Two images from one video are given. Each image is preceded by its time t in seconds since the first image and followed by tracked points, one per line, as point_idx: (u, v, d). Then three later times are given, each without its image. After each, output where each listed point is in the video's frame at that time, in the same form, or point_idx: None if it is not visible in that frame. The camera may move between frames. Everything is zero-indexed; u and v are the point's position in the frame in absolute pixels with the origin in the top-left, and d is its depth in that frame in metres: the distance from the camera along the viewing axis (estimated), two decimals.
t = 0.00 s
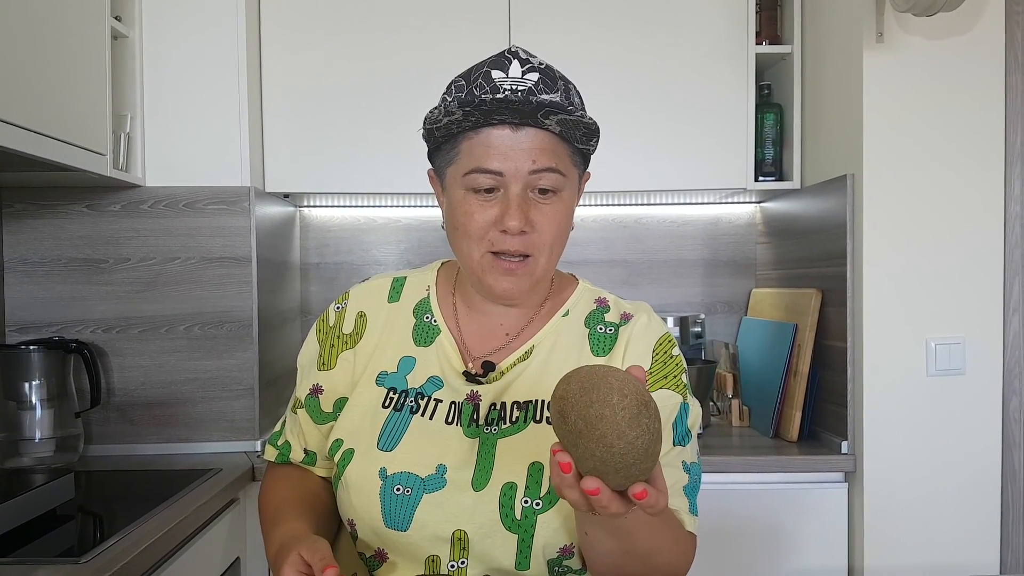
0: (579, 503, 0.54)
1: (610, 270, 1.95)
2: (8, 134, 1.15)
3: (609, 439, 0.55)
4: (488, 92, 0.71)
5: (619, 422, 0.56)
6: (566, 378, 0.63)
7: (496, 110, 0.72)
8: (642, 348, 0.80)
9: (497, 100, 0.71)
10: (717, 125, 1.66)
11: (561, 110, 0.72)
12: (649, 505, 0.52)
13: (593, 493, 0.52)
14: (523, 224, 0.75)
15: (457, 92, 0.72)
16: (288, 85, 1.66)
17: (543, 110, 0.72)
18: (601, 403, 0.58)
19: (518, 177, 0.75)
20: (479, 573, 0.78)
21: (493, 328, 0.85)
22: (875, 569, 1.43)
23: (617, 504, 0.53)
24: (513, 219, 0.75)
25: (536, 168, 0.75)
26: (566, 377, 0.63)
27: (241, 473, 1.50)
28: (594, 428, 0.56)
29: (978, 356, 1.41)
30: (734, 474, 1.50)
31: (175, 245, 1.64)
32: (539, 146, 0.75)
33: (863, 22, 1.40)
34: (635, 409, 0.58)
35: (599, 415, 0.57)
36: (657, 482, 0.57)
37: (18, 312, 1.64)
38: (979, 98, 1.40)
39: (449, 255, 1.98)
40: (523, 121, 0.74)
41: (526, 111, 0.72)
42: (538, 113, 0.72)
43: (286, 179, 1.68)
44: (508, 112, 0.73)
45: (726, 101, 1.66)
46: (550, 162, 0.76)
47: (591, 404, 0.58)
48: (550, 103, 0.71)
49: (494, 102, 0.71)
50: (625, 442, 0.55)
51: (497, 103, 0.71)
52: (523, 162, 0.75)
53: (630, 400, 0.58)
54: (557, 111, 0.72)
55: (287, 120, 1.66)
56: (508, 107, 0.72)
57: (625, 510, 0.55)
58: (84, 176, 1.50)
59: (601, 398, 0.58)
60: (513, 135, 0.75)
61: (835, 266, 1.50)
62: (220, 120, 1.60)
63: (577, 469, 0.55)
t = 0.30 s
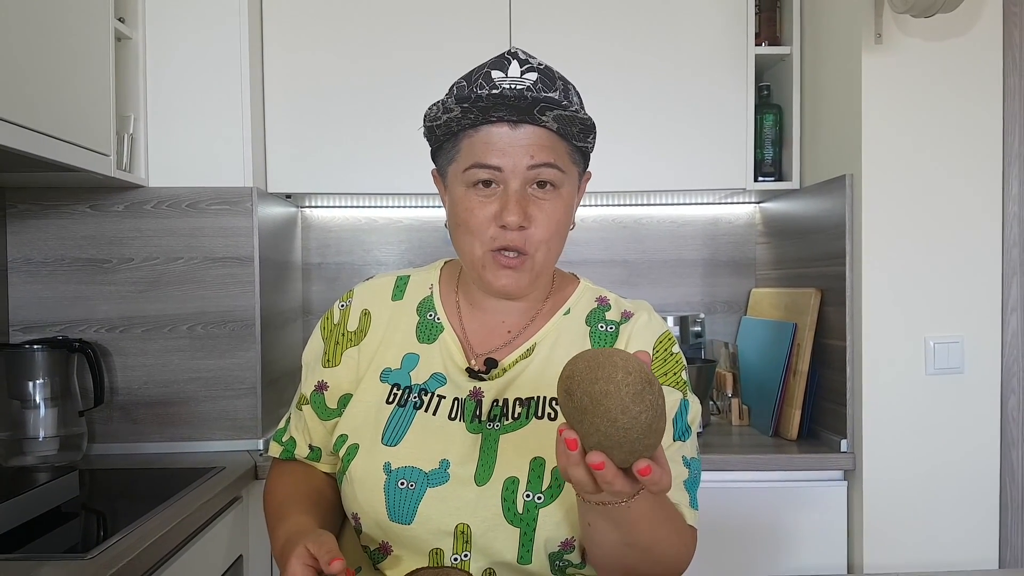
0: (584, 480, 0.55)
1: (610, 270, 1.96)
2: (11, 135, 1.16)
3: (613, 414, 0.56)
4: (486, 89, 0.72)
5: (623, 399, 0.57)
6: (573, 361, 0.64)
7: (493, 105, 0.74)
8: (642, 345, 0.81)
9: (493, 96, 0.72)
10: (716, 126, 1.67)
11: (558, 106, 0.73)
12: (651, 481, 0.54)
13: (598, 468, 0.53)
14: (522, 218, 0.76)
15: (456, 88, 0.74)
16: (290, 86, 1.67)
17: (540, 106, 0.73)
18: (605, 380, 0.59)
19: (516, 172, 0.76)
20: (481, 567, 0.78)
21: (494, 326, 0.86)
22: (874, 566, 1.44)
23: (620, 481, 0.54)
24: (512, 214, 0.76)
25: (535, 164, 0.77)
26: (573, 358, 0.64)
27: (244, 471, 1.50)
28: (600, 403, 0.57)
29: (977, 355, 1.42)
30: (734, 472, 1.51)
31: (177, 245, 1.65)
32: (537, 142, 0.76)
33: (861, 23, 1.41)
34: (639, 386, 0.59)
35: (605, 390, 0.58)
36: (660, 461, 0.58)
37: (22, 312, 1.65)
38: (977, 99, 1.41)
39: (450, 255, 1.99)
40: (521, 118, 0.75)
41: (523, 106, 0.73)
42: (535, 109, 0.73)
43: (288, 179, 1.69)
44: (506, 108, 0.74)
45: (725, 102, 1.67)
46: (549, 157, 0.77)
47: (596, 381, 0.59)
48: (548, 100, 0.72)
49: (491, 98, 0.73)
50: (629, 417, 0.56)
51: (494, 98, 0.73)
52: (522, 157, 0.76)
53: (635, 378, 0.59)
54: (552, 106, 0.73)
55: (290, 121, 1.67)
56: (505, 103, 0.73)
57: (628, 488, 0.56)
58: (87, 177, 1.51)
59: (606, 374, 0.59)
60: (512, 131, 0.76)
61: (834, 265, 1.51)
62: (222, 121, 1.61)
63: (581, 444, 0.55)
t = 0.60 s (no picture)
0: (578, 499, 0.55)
1: (610, 269, 1.97)
2: (11, 132, 1.17)
3: (595, 436, 0.56)
4: (489, 86, 0.73)
5: (603, 420, 0.57)
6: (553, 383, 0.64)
7: (497, 102, 0.74)
8: (637, 339, 0.81)
9: (499, 93, 0.73)
10: (715, 124, 1.68)
11: (561, 101, 0.74)
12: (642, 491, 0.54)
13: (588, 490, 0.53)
14: (525, 215, 0.77)
15: (458, 86, 0.74)
16: (290, 85, 1.68)
17: (544, 102, 0.74)
18: (584, 401, 0.58)
19: (518, 169, 0.77)
20: (479, 558, 0.79)
21: (494, 321, 0.86)
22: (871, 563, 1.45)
23: (614, 497, 0.54)
24: (515, 210, 0.76)
25: (536, 160, 0.77)
26: (553, 379, 0.64)
27: (243, 469, 1.51)
28: (581, 427, 0.57)
29: (974, 352, 1.43)
30: (732, 469, 1.51)
31: (178, 243, 1.65)
32: (538, 138, 0.77)
33: (859, 21, 1.42)
34: (618, 402, 0.58)
35: (585, 414, 0.58)
36: (652, 470, 0.58)
37: (24, 310, 1.66)
38: (975, 97, 1.42)
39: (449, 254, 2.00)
40: (523, 114, 0.75)
41: (527, 102, 0.74)
42: (539, 105, 0.74)
43: (288, 178, 1.69)
44: (509, 105, 0.74)
45: (723, 101, 1.67)
46: (549, 153, 0.77)
47: (575, 404, 0.59)
48: (551, 95, 0.74)
49: (496, 95, 0.74)
50: (612, 435, 0.56)
51: (500, 95, 0.73)
52: (523, 154, 0.77)
53: (612, 396, 0.59)
54: (556, 101, 0.74)
55: (290, 120, 1.68)
56: (510, 99, 0.74)
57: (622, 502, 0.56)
58: (88, 175, 1.51)
59: (583, 397, 0.59)
60: (513, 128, 0.76)
61: (832, 263, 1.52)
62: (222, 120, 1.61)
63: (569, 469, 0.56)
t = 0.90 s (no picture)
0: (574, 462, 0.57)
1: (606, 268, 1.97)
2: (10, 131, 1.17)
3: (595, 395, 0.58)
4: (468, 82, 0.74)
5: (603, 382, 0.58)
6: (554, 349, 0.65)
7: (479, 98, 0.75)
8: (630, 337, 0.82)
9: (478, 88, 0.74)
10: (711, 124, 1.69)
11: (542, 96, 0.75)
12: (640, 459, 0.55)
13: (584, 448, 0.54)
14: (511, 209, 0.77)
15: (441, 83, 0.75)
16: (288, 85, 1.68)
17: (526, 97, 0.74)
18: (587, 364, 0.60)
19: (503, 164, 0.78)
20: (472, 551, 0.80)
21: (485, 315, 0.87)
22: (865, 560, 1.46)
23: (609, 462, 0.55)
24: (501, 205, 0.77)
25: (521, 155, 0.78)
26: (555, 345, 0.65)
27: (241, 467, 1.52)
28: (581, 386, 0.58)
29: (967, 351, 1.44)
30: (727, 467, 1.52)
31: (175, 242, 1.66)
32: (522, 134, 0.78)
33: (853, 22, 1.42)
34: (618, 366, 0.60)
35: (586, 376, 0.59)
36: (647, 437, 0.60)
37: (22, 309, 1.66)
38: (968, 97, 1.42)
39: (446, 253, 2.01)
40: (506, 109, 0.76)
41: (508, 97, 0.75)
42: (520, 100, 0.75)
43: (285, 177, 1.70)
44: (490, 101, 0.75)
45: (719, 101, 1.68)
46: (534, 148, 0.78)
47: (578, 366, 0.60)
48: (533, 90, 0.74)
49: (474, 91, 0.74)
50: (612, 396, 0.57)
51: (478, 91, 0.74)
52: (508, 149, 0.78)
53: (613, 359, 0.61)
54: (537, 96, 0.75)
55: (287, 120, 1.69)
56: (490, 95, 0.74)
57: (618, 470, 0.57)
58: (86, 175, 1.52)
59: (586, 359, 0.60)
60: (497, 123, 0.77)
61: (826, 262, 1.52)
62: (220, 120, 1.62)
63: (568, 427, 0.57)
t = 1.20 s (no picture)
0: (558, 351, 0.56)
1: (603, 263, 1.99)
2: (13, 128, 1.19)
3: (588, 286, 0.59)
4: (455, 86, 0.76)
5: (602, 280, 0.60)
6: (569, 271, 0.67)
7: (465, 103, 0.77)
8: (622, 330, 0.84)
9: (463, 95, 0.76)
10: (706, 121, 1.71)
11: (526, 102, 0.76)
12: (619, 356, 0.55)
13: (570, 319, 0.55)
14: (499, 210, 0.79)
15: (431, 87, 0.78)
16: (287, 82, 1.70)
17: (510, 102, 0.76)
18: (593, 271, 0.62)
19: (492, 165, 0.80)
20: (468, 537, 0.82)
21: (480, 311, 0.89)
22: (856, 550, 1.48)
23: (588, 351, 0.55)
24: (489, 206, 0.79)
25: (509, 157, 0.80)
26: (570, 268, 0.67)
27: (242, 458, 1.54)
28: (579, 280, 0.60)
29: (958, 344, 1.46)
30: (720, 459, 1.55)
31: (177, 238, 1.68)
32: (510, 136, 0.79)
33: (846, 20, 1.44)
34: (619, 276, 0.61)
35: (591, 278, 0.61)
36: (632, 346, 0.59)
37: (25, 304, 1.69)
38: (960, 93, 1.44)
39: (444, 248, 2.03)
40: (493, 113, 0.78)
41: (494, 102, 0.77)
42: (505, 105, 0.76)
43: (285, 172, 1.71)
44: (477, 105, 0.77)
45: (715, 98, 1.70)
46: (522, 150, 0.80)
47: (585, 273, 0.62)
48: (517, 96, 0.75)
49: (460, 96, 0.76)
50: (610, 291, 0.59)
51: (463, 97, 0.76)
52: (496, 151, 0.80)
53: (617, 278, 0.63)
54: (522, 102, 0.76)
55: (287, 116, 1.70)
56: (476, 101, 0.77)
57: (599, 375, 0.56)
58: (88, 171, 1.54)
59: (591, 265, 0.62)
60: (485, 126, 0.79)
61: (819, 258, 1.55)
62: (220, 116, 1.63)
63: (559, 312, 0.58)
